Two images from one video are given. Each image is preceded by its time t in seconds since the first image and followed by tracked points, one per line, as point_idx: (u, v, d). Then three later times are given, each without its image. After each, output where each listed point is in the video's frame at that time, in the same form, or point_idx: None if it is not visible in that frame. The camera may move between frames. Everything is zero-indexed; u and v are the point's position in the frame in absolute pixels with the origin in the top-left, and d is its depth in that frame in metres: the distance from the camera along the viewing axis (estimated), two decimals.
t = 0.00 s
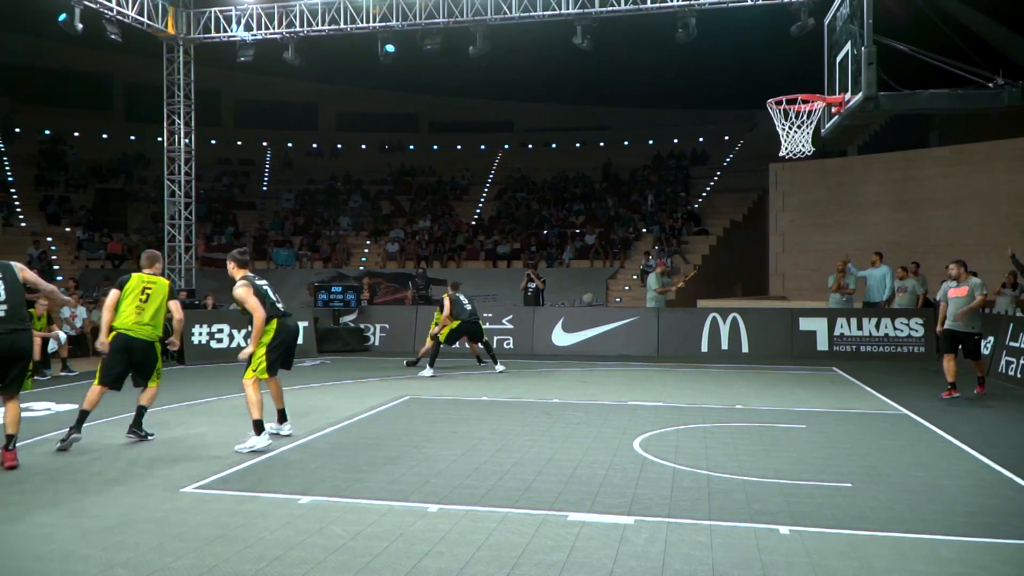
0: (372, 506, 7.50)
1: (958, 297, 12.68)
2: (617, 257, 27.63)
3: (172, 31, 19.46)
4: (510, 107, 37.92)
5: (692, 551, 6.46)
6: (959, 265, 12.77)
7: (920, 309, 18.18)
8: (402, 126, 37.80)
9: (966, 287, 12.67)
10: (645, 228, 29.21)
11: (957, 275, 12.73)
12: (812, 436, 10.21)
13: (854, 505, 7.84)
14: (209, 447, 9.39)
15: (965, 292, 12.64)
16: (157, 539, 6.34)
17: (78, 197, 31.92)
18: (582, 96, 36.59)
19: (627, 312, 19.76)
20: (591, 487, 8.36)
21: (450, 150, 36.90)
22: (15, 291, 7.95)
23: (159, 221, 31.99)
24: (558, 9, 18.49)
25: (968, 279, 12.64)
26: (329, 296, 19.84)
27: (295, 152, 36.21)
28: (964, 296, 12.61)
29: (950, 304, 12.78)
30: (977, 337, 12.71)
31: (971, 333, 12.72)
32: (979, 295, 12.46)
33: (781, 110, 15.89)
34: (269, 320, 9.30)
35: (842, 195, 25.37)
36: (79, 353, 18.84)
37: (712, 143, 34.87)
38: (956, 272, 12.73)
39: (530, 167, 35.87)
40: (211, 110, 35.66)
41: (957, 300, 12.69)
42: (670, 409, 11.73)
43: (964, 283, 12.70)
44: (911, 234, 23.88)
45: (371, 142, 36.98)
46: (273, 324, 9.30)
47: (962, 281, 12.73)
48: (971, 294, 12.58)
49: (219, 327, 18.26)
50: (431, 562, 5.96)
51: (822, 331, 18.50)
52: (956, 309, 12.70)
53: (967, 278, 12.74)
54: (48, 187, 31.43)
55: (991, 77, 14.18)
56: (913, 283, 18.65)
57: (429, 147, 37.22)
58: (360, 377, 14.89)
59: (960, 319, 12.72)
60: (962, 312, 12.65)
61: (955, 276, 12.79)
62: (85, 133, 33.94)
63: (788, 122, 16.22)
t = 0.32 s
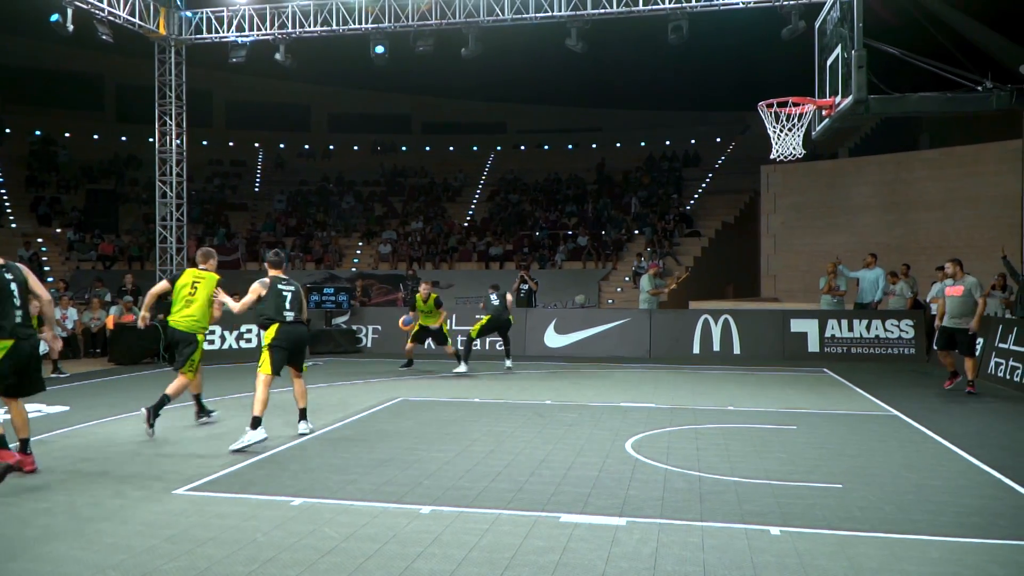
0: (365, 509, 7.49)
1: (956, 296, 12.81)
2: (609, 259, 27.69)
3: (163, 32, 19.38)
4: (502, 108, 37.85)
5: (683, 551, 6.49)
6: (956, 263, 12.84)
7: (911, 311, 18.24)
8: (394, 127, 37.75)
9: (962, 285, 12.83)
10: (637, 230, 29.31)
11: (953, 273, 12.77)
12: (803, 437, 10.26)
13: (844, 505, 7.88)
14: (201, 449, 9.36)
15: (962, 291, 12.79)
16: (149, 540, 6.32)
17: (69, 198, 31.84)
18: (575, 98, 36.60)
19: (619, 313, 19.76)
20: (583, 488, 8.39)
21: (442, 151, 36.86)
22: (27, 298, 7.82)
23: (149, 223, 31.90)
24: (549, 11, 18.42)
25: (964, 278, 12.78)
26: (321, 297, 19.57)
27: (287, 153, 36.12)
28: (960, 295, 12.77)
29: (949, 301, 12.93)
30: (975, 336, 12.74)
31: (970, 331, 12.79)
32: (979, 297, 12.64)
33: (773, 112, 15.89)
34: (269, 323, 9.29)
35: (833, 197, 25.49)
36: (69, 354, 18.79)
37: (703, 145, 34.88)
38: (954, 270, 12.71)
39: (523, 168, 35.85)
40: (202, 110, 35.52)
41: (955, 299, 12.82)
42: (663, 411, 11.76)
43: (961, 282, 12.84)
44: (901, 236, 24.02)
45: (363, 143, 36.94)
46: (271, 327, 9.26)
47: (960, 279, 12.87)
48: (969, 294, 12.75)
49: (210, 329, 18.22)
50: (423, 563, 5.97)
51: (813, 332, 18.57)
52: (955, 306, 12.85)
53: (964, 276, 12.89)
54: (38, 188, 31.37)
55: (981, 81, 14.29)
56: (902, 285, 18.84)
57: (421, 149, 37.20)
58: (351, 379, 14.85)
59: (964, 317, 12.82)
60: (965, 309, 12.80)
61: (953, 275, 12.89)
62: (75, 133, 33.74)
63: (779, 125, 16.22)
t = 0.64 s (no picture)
0: (364, 509, 7.50)
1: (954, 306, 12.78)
2: (609, 260, 27.65)
3: (162, 32, 19.40)
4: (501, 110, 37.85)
5: (683, 551, 6.50)
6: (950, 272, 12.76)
7: (910, 312, 18.23)
8: (393, 128, 37.71)
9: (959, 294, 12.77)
10: (637, 231, 29.30)
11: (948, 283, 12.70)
12: (803, 438, 10.26)
13: (844, 506, 7.88)
14: (199, 452, 9.36)
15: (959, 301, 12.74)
16: (147, 541, 6.32)
17: (68, 199, 31.87)
18: (574, 99, 36.65)
19: (619, 313, 19.75)
20: (583, 489, 8.40)
21: (442, 151, 36.84)
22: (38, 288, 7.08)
23: (149, 224, 31.94)
24: (549, 12, 18.44)
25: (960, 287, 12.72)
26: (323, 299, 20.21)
27: (287, 155, 36.11)
28: (958, 305, 12.72)
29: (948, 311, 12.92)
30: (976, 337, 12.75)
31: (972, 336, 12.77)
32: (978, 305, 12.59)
33: (772, 113, 15.85)
34: (296, 308, 10.32)
35: (833, 198, 25.46)
36: (69, 356, 18.80)
37: (703, 146, 34.75)
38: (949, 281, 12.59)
39: (522, 168, 35.78)
40: (201, 111, 35.48)
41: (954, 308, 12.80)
42: (662, 412, 11.76)
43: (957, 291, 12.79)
44: (900, 237, 24.02)
45: (363, 143, 36.91)
46: (297, 311, 10.28)
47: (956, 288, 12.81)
48: (967, 303, 12.69)
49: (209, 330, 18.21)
50: (422, 564, 5.96)
51: (812, 333, 18.57)
52: (954, 316, 12.84)
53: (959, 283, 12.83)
54: (38, 189, 31.42)
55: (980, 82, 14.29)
56: (904, 286, 18.78)
57: (421, 150, 37.17)
58: (351, 380, 14.82)
59: (964, 323, 12.81)
60: (964, 317, 12.80)
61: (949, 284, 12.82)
62: (75, 134, 33.78)
63: (778, 126, 16.21)
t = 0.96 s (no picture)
0: (362, 510, 7.51)
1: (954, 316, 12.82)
2: (609, 261, 27.61)
3: (162, 32, 19.39)
4: (502, 110, 37.83)
5: (681, 552, 6.49)
6: (944, 283, 12.74)
7: (910, 313, 18.24)
8: (393, 128, 37.69)
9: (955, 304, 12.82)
10: (637, 231, 29.26)
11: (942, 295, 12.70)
12: (802, 438, 10.26)
13: (843, 506, 7.88)
14: (198, 453, 9.36)
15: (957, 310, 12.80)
16: (146, 542, 6.32)
17: (68, 199, 31.84)
18: (574, 100, 36.66)
19: (619, 314, 19.73)
20: (582, 489, 8.40)
21: (442, 152, 36.78)
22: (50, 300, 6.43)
23: (149, 223, 31.95)
24: (550, 12, 18.45)
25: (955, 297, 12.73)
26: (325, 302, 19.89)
27: (287, 155, 36.09)
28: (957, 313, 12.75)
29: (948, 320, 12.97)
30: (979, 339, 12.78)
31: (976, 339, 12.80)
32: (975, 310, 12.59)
33: (771, 114, 15.84)
34: (317, 318, 10.56)
35: (833, 199, 25.46)
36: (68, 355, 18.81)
37: (704, 146, 34.65)
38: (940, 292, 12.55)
39: (523, 169, 35.73)
40: (201, 110, 35.45)
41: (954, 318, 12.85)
42: (662, 412, 11.77)
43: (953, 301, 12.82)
44: (900, 238, 24.03)
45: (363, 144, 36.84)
46: (317, 323, 10.51)
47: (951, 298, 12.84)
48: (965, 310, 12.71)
49: (209, 330, 18.20)
50: (422, 565, 5.96)
51: (812, 334, 18.58)
52: (956, 324, 12.89)
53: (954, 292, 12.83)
54: (37, 189, 31.43)
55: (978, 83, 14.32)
56: (906, 287, 18.68)
57: (421, 150, 37.16)
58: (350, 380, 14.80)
59: (965, 330, 12.86)
60: (964, 325, 12.85)
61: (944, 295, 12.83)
62: (75, 134, 33.78)
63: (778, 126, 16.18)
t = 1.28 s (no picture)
0: (352, 511, 7.50)
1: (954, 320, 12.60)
2: (598, 260, 27.68)
3: (149, 30, 19.29)
4: (491, 109, 37.78)
5: (671, 550, 6.53)
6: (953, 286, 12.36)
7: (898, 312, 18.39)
8: (382, 129, 37.57)
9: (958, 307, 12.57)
10: (627, 231, 29.31)
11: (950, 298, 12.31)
12: (789, 436, 10.34)
13: (830, 504, 7.94)
14: (187, 455, 9.33)
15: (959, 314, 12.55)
16: (134, 544, 6.31)
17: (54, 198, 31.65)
18: (564, 99, 36.67)
19: (609, 313, 19.80)
20: (572, 488, 8.44)
21: (432, 151, 36.68)
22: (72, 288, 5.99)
23: (137, 223, 31.81)
24: (540, 11, 18.47)
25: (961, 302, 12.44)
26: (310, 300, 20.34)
27: (276, 154, 35.97)
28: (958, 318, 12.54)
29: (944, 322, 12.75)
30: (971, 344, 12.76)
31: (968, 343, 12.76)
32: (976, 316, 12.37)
33: (759, 113, 15.91)
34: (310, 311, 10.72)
35: (819, 198, 25.62)
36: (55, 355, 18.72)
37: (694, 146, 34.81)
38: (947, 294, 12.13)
39: (512, 168, 35.73)
40: (189, 109, 35.26)
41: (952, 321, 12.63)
42: (650, 410, 11.83)
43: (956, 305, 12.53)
44: (886, 237, 24.22)
45: (353, 144, 36.70)
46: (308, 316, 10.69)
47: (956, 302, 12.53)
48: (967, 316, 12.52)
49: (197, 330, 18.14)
50: (411, 565, 5.97)
51: (800, 332, 18.67)
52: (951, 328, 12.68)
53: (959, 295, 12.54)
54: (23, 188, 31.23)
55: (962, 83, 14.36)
56: (894, 286, 18.78)
57: (411, 149, 37.13)
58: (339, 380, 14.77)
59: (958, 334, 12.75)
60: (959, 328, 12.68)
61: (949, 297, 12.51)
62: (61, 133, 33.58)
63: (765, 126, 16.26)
